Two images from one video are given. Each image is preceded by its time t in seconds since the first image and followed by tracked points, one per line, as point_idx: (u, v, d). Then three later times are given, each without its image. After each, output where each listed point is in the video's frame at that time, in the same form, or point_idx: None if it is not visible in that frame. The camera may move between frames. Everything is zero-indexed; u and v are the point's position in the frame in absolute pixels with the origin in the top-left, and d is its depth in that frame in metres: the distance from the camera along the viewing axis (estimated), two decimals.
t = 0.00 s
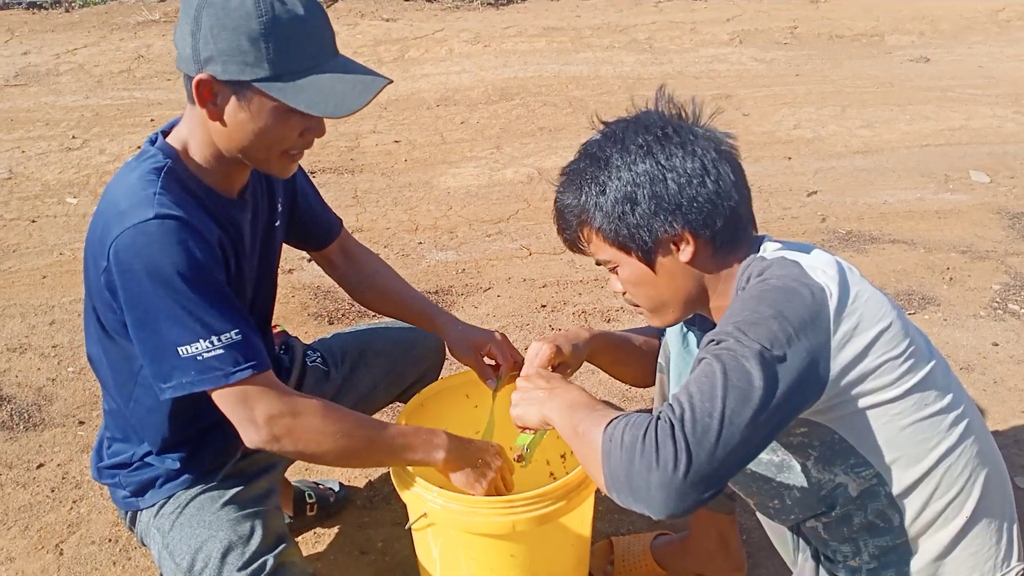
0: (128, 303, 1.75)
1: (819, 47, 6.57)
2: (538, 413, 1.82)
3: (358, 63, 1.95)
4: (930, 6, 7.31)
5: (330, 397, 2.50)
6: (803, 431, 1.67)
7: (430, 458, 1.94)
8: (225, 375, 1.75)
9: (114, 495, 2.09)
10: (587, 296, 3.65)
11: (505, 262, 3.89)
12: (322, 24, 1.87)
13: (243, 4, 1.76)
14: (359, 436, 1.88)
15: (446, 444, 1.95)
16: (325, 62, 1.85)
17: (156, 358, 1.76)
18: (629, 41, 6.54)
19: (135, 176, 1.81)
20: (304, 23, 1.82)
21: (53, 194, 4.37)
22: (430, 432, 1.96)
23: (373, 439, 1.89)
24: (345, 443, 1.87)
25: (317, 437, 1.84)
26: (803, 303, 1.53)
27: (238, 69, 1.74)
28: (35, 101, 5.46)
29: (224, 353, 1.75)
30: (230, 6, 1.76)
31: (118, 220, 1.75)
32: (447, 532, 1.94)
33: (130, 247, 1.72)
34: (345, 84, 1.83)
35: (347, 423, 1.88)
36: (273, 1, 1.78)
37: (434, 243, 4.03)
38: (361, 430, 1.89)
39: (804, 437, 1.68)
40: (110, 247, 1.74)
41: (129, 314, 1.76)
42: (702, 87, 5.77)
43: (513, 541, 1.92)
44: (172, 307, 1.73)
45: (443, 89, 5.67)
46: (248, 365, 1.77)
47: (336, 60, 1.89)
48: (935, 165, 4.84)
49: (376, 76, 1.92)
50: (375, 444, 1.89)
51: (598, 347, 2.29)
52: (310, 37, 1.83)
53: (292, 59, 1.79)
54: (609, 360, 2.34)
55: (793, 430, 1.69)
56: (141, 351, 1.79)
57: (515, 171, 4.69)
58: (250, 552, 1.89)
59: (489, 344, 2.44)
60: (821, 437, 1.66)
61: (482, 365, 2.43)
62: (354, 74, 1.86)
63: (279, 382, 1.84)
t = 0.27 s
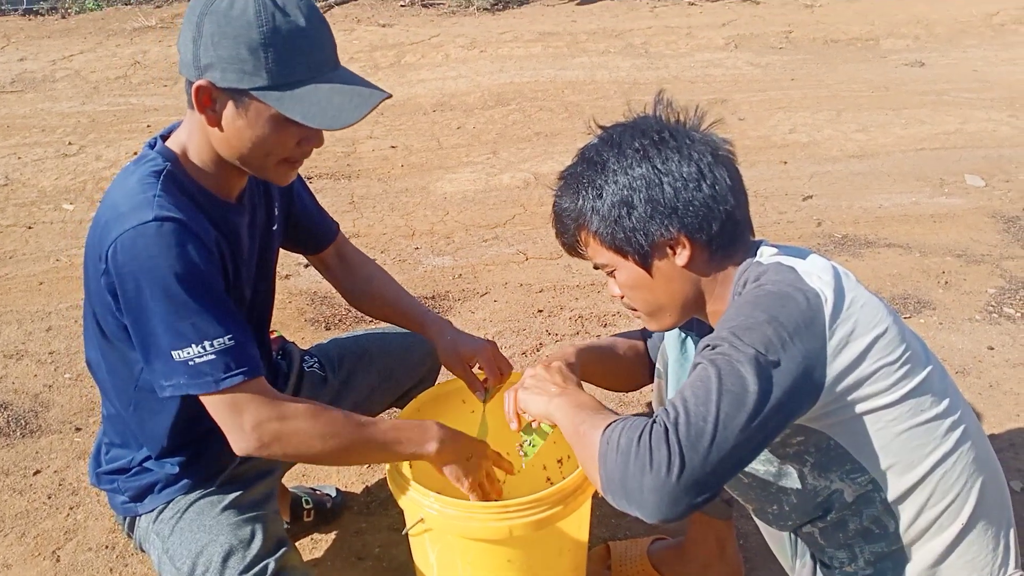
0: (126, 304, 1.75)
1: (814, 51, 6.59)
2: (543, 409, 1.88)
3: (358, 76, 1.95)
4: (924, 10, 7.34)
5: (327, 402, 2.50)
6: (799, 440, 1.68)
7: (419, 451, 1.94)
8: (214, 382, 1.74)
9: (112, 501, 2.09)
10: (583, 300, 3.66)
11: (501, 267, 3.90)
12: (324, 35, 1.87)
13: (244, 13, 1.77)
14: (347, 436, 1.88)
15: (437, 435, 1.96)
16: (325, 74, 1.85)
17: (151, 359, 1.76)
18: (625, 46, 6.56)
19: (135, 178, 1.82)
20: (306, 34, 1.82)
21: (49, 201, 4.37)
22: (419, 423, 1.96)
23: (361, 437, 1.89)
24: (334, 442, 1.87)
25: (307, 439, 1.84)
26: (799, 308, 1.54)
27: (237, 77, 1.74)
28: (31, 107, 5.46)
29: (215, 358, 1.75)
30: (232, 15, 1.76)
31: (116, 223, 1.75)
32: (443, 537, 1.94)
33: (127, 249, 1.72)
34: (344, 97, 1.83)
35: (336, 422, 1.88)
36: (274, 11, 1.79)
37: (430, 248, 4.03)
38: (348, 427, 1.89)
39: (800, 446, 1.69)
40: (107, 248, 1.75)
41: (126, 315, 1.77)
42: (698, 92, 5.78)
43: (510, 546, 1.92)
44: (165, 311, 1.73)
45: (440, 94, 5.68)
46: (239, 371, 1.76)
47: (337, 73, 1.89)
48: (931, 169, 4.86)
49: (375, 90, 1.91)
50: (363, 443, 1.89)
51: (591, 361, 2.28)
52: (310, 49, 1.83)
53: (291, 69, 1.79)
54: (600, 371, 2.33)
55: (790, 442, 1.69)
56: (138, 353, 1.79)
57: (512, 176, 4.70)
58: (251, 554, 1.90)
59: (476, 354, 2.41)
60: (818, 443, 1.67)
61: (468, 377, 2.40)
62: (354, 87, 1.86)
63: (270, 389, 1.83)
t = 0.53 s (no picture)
0: (117, 314, 1.77)
1: (821, 56, 6.59)
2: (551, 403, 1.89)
3: (368, 95, 1.94)
4: (931, 15, 7.33)
5: (335, 407, 2.51)
6: (806, 444, 1.67)
7: (398, 452, 1.91)
8: (193, 401, 1.76)
9: (118, 504, 2.10)
10: (590, 304, 3.66)
11: (508, 271, 3.90)
12: (336, 54, 1.87)
13: (256, 30, 1.76)
14: (316, 452, 1.88)
15: (416, 434, 1.93)
16: (333, 94, 1.85)
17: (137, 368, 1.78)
18: (631, 51, 6.57)
19: (136, 186, 1.84)
20: (317, 53, 1.82)
21: (59, 205, 4.39)
22: (399, 424, 1.94)
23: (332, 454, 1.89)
24: (305, 460, 1.87)
25: (277, 458, 1.84)
26: (806, 312, 1.54)
27: (245, 93, 1.75)
28: (40, 111, 5.49)
29: (196, 377, 1.76)
30: (243, 30, 1.76)
31: (114, 233, 1.77)
32: (450, 541, 1.95)
33: (120, 259, 1.74)
34: (352, 117, 1.82)
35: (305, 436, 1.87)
36: (286, 28, 1.78)
37: (437, 252, 4.04)
38: (318, 440, 1.88)
39: (807, 450, 1.68)
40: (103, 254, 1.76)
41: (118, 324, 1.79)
42: (704, 97, 5.79)
43: (517, 549, 1.93)
44: (153, 324, 1.74)
45: (447, 99, 5.69)
46: (219, 392, 1.78)
47: (346, 93, 1.89)
48: (938, 174, 4.85)
49: (384, 111, 1.91)
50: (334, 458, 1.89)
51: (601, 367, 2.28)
52: (320, 68, 1.82)
53: (300, 87, 1.79)
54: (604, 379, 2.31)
55: (798, 444, 1.68)
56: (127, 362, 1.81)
57: (519, 180, 4.71)
58: (255, 554, 1.91)
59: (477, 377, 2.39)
60: (825, 448, 1.66)
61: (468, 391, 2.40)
62: (362, 108, 1.86)
63: (248, 408, 1.84)
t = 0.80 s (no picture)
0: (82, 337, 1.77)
1: (822, 55, 6.59)
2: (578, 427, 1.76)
3: (370, 125, 1.90)
4: (932, 14, 7.33)
5: (332, 408, 2.51)
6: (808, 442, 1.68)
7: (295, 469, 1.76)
8: (112, 443, 1.73)
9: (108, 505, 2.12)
10: (591, 304, 3.66)
11: (509, 271, 3.91)
12: (337, 83, 1.82)
13: (253, 61, 1.72)
14: (207, 480, 1.75)
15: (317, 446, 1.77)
16: (333, 127, 1.81)
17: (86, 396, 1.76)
18: (632, 51, 6.57)
19: (122, 207, 1.84)
20: (317, 84, 1.77)
21: (61, 207, 4.40)
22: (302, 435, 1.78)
23: (232, 483, 1.75)
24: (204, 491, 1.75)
25: (177, 493, 1.74)
26: (821, 311, 1.52)
27: (240, 126, 1.71)
28: (42, 114, 5.50)
29: (122, 420, 1.73)
30: (239, 61, 1.72)
31: (88, 260, 1.77)
32: (453, 540, 1.94)
33: (83, 284, 1.73)
34: (351, 152, 1.79)
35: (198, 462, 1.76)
36: (284, 60, 1.73)
37: (438, 253, 4.05)
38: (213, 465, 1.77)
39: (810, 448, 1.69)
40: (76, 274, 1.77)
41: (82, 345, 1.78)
42: (705, 96, 5.79)
43: (517, 548, 1.93)
44: (97, 355, 1.73)
45: (448, 100, 5.69)
46: (144, 441, 1.74)
47: (346, 124, 1.84)
48: (939, 173, 4.85)
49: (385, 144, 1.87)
50: (230, 488, 1.76)
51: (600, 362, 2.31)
52: (320, 101, 1.78)
53: (297, 121, 1.75)
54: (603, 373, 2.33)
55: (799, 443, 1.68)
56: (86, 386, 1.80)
57: (520, 181, 4.71)
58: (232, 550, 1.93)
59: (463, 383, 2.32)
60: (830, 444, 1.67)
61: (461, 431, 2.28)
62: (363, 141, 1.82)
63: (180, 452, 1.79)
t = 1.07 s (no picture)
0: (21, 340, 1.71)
1: (818, 54, 6.60)
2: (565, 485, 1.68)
3: (370, 165, 1.85)
4: (929, 13, 7.33)
5: (319, 402, 2.50)
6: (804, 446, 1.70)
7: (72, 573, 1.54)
8: None
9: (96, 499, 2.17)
10: (588, 303, 3.66)
11: (506, 270, 3.91)
12: (335, 127, 1.76)
13: (247, 108, 1.66)
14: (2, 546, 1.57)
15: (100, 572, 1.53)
16: (332, 173, 1.75)
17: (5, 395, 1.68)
18: (629, 50, 6.57)
19: (104, 228, 1.80)
20: (315, 132, 1.71)
21: (57, 205, 4.40)
22: None
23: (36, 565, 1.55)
24: None
25: None
26: (851, 338, 1.53)
27: (234, 176, 1.66)
28: (39, 112, 5.49)
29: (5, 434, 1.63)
30: (232, 109, 1.67)
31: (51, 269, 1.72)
32: (449, 539, 1.95)
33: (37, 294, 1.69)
34: (349, 203, 1.74)
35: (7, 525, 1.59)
36: (278, 108, 1.67)
37: (435, 252, 4.05)
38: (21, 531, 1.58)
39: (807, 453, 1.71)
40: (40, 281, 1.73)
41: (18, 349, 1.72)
42: (702, 95, 5.79)
43: (516, 546, 1.93)
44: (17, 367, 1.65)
45: (445, 98, 5.69)
46: (14, 459, 1.63)
47: (346, 168, 1.79)
48: (936, 171, 4.85)
49: (384, 190, 1.82)
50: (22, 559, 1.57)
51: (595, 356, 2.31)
52: (318, 148, 1.72)
53: (293, 171, 1.69)
54: (595, 365, 2.33)
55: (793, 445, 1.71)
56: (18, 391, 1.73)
57: (517, 179, 4.71)
58: (204, 542, 1.98)
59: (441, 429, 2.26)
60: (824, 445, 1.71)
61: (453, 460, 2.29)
62: (362, 189, 1.77)
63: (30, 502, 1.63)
